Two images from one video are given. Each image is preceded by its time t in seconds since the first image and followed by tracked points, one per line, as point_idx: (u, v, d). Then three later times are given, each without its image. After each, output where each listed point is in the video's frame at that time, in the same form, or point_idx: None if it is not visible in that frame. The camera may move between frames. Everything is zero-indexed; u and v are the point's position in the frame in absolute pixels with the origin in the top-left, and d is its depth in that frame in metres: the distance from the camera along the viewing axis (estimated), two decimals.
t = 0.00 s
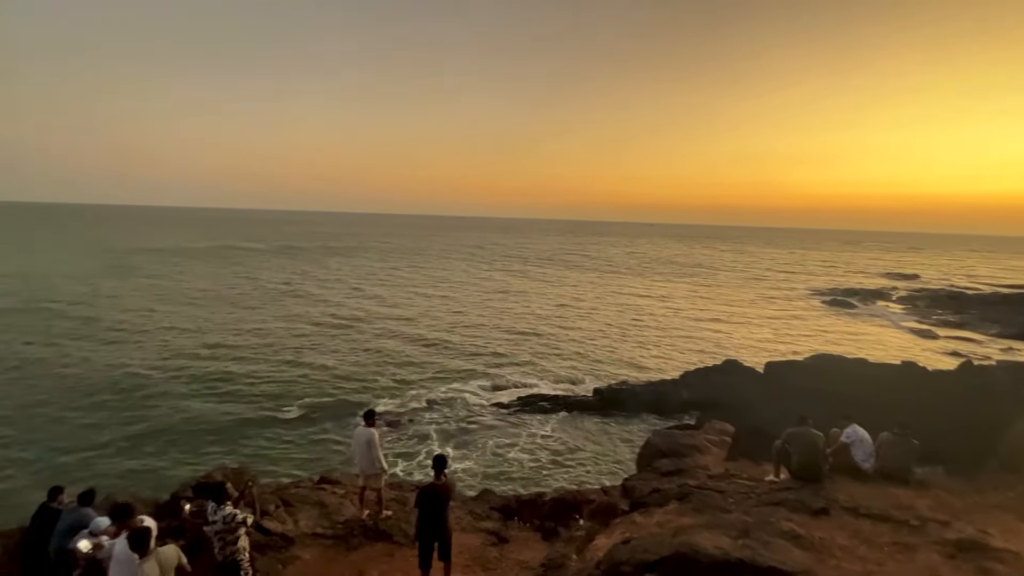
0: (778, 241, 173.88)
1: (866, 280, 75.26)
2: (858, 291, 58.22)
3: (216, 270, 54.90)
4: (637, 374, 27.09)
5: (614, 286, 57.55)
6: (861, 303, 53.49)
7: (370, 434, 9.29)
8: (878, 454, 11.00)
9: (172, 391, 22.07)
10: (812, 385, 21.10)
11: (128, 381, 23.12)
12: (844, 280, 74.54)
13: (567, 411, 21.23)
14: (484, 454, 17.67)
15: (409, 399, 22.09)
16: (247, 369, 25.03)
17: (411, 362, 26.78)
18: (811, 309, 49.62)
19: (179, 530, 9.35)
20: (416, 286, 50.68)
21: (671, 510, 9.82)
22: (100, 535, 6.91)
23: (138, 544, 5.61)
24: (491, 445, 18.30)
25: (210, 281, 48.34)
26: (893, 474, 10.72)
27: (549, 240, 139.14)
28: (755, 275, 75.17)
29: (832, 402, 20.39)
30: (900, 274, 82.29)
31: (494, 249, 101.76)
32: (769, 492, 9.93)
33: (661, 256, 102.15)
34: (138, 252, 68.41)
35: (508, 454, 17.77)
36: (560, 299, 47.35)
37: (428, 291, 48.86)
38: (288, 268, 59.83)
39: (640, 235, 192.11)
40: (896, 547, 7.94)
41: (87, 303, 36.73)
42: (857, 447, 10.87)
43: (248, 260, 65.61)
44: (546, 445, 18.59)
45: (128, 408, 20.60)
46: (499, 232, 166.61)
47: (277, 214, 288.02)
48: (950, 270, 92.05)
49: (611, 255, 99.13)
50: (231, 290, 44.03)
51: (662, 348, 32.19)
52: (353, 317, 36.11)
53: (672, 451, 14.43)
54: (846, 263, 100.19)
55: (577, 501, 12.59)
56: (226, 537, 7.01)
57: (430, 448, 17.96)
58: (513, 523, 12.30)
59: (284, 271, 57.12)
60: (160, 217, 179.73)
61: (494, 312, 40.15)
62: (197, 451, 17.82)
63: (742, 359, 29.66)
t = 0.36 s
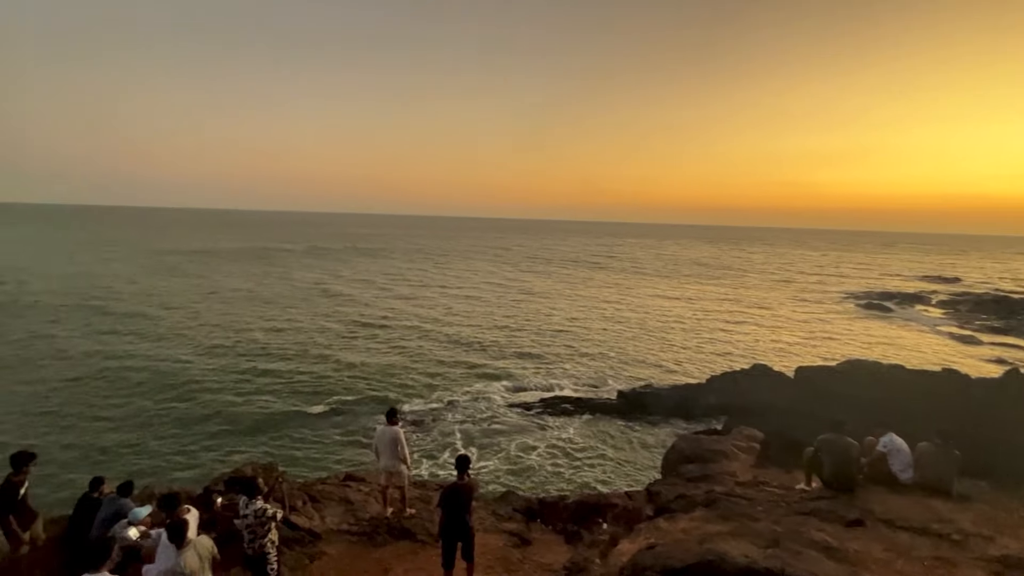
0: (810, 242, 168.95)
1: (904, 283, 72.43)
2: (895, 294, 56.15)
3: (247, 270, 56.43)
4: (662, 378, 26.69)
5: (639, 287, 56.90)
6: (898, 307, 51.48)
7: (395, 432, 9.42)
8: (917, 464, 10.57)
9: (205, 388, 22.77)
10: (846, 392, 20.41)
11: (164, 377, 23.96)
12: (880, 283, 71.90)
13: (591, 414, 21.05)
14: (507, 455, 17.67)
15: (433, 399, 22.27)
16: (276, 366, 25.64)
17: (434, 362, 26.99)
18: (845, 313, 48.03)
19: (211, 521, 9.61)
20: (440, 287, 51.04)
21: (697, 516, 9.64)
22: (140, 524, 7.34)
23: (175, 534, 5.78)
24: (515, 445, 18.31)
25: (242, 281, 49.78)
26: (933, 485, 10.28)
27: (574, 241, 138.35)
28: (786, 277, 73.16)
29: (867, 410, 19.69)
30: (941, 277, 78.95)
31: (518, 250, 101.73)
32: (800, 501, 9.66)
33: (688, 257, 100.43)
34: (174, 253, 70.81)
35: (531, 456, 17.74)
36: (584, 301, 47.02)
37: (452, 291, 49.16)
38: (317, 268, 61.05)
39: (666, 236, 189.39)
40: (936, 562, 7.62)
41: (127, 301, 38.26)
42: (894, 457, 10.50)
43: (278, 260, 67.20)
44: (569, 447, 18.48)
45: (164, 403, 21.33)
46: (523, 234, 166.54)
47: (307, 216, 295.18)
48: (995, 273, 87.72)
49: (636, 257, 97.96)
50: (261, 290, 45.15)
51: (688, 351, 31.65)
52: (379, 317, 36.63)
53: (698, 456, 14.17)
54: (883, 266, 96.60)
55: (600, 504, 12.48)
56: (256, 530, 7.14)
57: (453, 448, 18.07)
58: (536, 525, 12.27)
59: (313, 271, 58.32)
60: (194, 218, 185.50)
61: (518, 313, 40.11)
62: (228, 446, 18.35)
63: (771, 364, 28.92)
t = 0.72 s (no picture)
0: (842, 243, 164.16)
1: (944, 286, 69.61)
2: (935, 297, 53.97)
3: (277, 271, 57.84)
4: (688, 380, 26.24)
5: (665, 289, 56.10)
6: (937, 310, 49.49)
7: (420, 431, 9.49)
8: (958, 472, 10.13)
9: (237, 384, 23.44)
10: (880, 398, 19.73)
11: (197, 373, 24.71)
12: (918, 285, 69.27)
13: (615, 417, 20.81)
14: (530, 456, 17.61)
15: (456, 398, 22.41)
16: (304, 364, 26.22)
17: (458, 362, 27.16)
18: (881, 316, 46.40)
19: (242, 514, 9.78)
20: (464, 288, 51.36)
21: (725, 522, 9.42)
22: (175, 516, 7.68)
23: (214, 525, 5.93)
24: (538, 446, 18.26)
25: (272, 281, 51.07)
26: (976, 496, 9.83)
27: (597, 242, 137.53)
28: (818, 279, 71.13)
29: (903, 417, 18.97)
30: (983, 280, 75.58)
31: (542, 252, 101.59)
32: (833, 510, 9.35)
33: (715, 258, 98.64)
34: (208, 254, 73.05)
35: (554, 457, 17.65)
36: (609, 302, 46.61)
37: (475, 292, 49.40)
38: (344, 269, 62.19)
39: (692, 237, 186.31)
40: None
41: (164, 300, 39.67)
42: (934, 466, 10.05)
43: (307, 261, 68.64)
44: (593, 450, 18.30)
45: (198, 398, 22.00)
46: (546, 235, 166.25)
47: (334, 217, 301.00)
48: None
49: (662, 258, 96.64)
50: (290, 290, 46.24)
51: (715, 354, 31.07)
52: (404, 317, 37.10)
53: (725, 461, 13.86)
54: (921, 268, 93.11)
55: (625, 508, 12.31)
56: (286, 526, 7.28)
57: (476, 448, 18.10)
58: (559, 527, 12.17)
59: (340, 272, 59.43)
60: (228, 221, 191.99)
61: (541, 314, 40.06)
62: (257, 441, 18.84)
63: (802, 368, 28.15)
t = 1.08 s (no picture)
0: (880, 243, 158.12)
1: (993, 288, 66.16)
2: (982, 300, 51.39)
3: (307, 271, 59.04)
4: (717, 384, 25.66)
5: (693, 290, 55.05)
6: (985, 314, 47.10)
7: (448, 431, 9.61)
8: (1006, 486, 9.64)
9: (269, 382, 24.08)
10: (919, 406, 18.94)
11: (231, 371, 25.44)
12: (964, 287, 66.05)
13: (641, 420, 20.53)
14: (555, 458, 17.52)
15: (481, 399, 22.47)
16: (332, 363, 26.71)
17: (483, 362, 27.23)
18: (923, 319, 44.43)
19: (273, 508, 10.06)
20: (489, 288, 51.44)
21: (756, 530, 9.19)
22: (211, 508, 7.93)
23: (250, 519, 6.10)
24: (563, 448, 18.16)
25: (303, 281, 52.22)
26: None
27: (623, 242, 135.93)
28: (855, 281, 68.57)
29: (945, 425, 18.16)
30: None
31: (568, 252, 100.88)
32: (871, 520, 9.01)
33: (746, 259, 96.23)
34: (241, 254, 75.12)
35: (579, 459, 17.51)
36: (635, 303, 45.98)
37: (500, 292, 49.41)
38: (371, 269, 63.06)
39: (721, 237, 182.34)
40: None
41: (200, 299, 40.99)
42: (981, 478, 9.66)
43: (335, 262, 69.90)
44: (619, 453, 18.08)
45: (231, 395, 22.64)
46: (571, 235, 165.17)
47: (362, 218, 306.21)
48: None
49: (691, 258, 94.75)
50: (320, 289, 47.16)
51: (746, 357, 30.30)
52: (430, 316, 37.45)
53: (756, 467, 13.50)
54: (966, 269, 88.76)
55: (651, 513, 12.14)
56: (318, 523, 7.43)
57: (501, 449, 18.11)
58: (584, 529, 12.09)
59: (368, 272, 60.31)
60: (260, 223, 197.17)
61: (567, 315, 39.77)
62: (288, 437, 19.30)
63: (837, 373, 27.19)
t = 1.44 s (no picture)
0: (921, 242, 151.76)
1: None
2: None
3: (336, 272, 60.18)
4: (748, 388, 25.03)
5: (722, 290, 53.93)
6: None
7: (468, 436, 9.64)
8: None
9: (299, 379, 24.64)
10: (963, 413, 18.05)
11: (263, 368, 26.13)
12: (1015, 289, 62.61)
13: (668, 422, 20.19)
14: (580, 460, 17.38)
15: (506, 399, 22.48)
16: (360, 362, 27.15)
17: (507, 362, 27.24)
18: (970, 322, 42.33)
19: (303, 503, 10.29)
20: (515, 289, 51.40)
21: (789, 537, 8.93)
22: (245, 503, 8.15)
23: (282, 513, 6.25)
24: (588, 449, 18.01)
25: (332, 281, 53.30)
26: None
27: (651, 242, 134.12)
28: (895, 282, 65.83)
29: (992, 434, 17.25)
30: None
31: (594, 253, 99.97)
32: (912, 531, 8.63)
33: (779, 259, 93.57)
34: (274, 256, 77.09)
35: (604, 461, 17.34)
36: (663, 304, 45.21)
37: (526, 293, 49.32)
38: (398, 270, 63.83)
39: (752, 237, 177.82)
40: None
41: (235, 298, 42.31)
42: None
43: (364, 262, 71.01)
44: (645, 456, 17.82)
45: (263, 391, 23.26)
46: (597, 236, 163.67)
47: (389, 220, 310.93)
48: None
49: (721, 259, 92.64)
50: (348, 289, 48.03)
51: (778, 360, 29.45)
52: (455, 316, 37.67)
53: (789, 473, 13.11)
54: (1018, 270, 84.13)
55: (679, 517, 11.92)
56: (348, 522, 7.52)
57: (525, 449, 18.08)
58: (610, 532, 11.97)
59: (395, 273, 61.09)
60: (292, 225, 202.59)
61: (593, 316, 39.40)
62: (317, 433, 19.69)
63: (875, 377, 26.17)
